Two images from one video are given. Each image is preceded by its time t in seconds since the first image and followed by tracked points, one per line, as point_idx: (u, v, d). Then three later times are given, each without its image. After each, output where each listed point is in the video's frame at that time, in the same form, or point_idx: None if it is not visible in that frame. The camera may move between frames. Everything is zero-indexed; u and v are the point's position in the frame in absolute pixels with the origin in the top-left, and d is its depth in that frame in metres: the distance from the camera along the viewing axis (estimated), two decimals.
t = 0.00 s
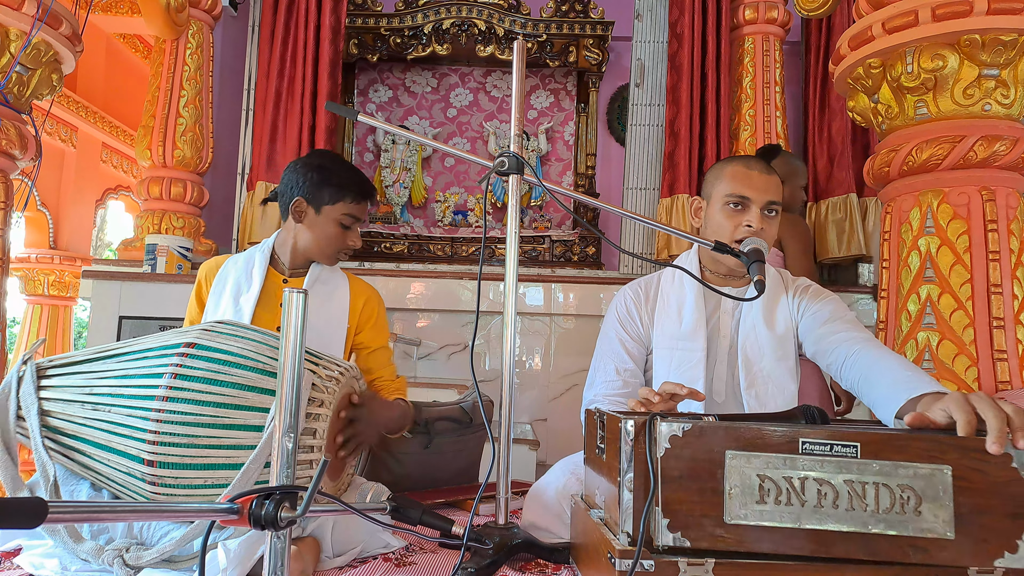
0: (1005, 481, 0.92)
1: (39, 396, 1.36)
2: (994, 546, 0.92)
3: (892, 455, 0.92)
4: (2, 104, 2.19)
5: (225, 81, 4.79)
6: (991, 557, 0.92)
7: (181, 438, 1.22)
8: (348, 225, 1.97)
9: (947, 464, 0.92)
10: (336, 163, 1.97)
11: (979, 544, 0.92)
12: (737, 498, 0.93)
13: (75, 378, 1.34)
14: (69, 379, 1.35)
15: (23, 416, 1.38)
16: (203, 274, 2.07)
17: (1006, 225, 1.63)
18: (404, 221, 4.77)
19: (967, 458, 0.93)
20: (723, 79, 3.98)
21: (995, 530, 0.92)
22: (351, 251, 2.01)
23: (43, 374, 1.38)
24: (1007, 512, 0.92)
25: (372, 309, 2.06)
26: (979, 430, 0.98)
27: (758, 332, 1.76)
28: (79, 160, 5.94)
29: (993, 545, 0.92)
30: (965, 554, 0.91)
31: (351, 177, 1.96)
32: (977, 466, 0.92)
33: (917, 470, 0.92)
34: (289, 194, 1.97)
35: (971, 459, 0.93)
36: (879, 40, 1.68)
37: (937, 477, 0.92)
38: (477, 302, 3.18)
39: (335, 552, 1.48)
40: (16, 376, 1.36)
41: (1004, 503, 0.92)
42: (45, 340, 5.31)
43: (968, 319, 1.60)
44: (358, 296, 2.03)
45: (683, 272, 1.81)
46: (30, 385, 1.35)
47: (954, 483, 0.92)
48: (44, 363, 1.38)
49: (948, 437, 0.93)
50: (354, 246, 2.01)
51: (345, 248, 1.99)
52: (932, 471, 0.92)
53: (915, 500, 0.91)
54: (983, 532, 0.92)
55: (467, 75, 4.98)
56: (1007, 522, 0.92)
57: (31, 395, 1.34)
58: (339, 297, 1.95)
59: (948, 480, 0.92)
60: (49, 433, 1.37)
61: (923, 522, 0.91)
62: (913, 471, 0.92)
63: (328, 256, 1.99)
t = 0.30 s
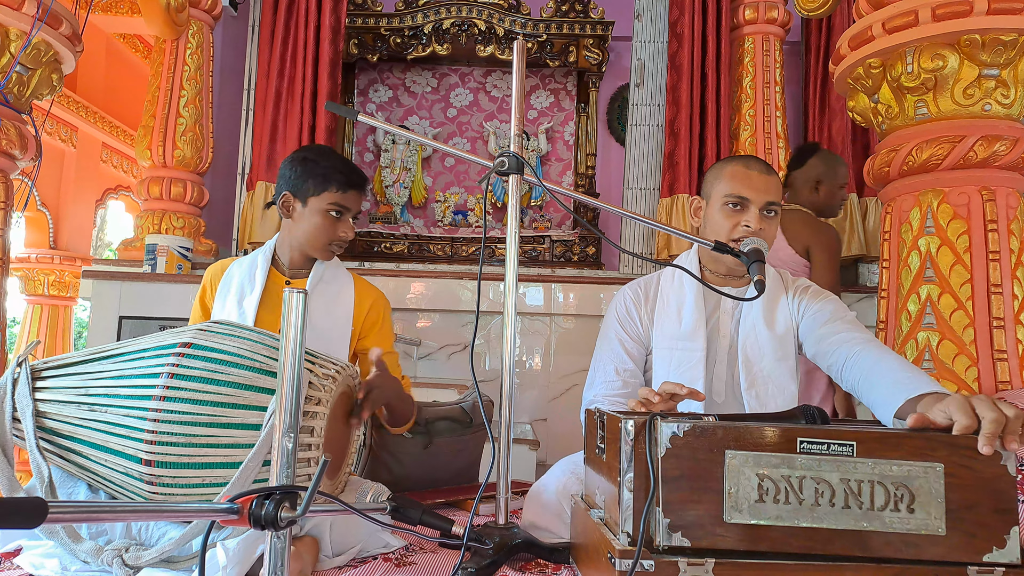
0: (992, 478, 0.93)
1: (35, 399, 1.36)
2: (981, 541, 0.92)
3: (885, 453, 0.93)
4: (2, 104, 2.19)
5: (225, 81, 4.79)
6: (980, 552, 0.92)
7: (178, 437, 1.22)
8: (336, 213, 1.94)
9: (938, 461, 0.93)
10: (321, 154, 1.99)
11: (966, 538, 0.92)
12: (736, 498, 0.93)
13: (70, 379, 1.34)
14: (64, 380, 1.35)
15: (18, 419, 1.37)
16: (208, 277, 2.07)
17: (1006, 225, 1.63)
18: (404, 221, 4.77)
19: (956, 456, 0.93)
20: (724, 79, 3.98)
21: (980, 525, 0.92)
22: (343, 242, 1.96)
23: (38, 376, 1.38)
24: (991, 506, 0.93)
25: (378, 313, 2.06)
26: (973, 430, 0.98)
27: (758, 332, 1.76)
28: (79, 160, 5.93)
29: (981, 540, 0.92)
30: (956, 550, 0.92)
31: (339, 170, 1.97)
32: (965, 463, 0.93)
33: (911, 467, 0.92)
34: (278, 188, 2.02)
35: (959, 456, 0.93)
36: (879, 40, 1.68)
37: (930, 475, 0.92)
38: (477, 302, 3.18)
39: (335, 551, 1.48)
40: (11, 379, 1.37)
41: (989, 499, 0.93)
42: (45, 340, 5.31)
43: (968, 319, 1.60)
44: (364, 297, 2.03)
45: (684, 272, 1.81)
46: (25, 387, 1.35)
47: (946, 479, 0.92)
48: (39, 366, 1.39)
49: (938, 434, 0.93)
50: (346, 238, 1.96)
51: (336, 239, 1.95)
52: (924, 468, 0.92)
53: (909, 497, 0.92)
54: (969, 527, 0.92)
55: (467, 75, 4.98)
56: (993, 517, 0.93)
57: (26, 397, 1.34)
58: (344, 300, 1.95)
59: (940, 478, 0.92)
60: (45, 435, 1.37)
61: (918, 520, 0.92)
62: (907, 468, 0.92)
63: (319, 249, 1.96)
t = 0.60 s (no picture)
0: (1018, 487, 0.90)
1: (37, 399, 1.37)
2: (1010, 556, 0.89)
3: (900, 459, 0.91)
4: (3, 104, 2.19)
5: (225, 81, 4.79)
6: (1007, 567, 0.89)
7: (177, 442, 1.23)
8: (301, 202, 1.89)
9: (959, 469, 0.90)
10: (280, 146, 1.94)
11: (991, 553, 0.89)
12: (735, 501, 0.93)
13: (72, 381, 1.34)
14: (66, 382, 1.35)
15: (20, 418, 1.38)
16: (198, 283, 2.08)
17: (1006, 225, 1.63)
18: (404, 221, 4.77)
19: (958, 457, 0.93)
20: (724, 80, 3.98)
21: (1010, 538, 0.89)
22: (313, 231, 1.92)
23: (41, 376, 1.38)
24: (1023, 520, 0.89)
25: (368, 311, 2.05)
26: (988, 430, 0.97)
27: (759, 332, 1.76)
28: (79, 160, 5.93)
29: (1009, 554, 0.89)
30: (982, 564, 0.89)
31: (300, 156, 1.92)
32: (988, 470, 0.90)
33: (928, 475, 0.90)
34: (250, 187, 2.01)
35: (982, 463, 0.90)
36: (879, 39, 1.68)
37: (950, 483, 0.90)
38: (477, 302, 3.18)
39: (335, 552, 1.48)
40: (15, 378, 1.37)
41: (1017, 511, 0.90)
42: (45, 340, 5.31)
43: (968, 319, 1.60)
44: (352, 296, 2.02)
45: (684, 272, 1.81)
46: (28, 388, 1.35)
47: (968, 489, 0.90)
48: (42, 366, 1.38)
49: (958, 440, 0.91)
50: (316, 225, 1.91)
51: (306, 228, 1.91)
52: (944, 475, 0.90)
53: (924, 507, 0.90)
54: (996, 541, 0.89)
55: (467, 75, 4.98)
56: None
57: (28, 398, 1.35)
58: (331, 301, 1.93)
59: (962, 486, 0.89)
60: (47, 436, 1.38)
61: (933, 529, 0.90)
62: (923, 475, 0.90)
63: (288, 240, 1.92)
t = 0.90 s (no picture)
0: (1004, 481, 0.92)
1: (32, 403, 1.36)
2: (992, 546, 0.92)
3: (896, 457, 0.92)
4: (2, 104, 2.19)
5: (225, 81, 4.79)
6: (991, 557, 0.91)
7: (176, 443, 1.23)
8: (248, 198, 1.89)
9: (945, 464, 0.92)
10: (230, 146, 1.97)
11: (977, 544, 0.91)
12: (735, 499, 0.93)
13: (68, 384, 1.34)
14: (62, 385, 1.35)
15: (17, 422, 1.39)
16: (189, 291, 2.09)
17: (1006, 225, 1.63)
18: (404, 221, 4.77)
19: (959, 457, 0.93)
20: (724, 80, 3.98)
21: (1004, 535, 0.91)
22: (265, 223, 1.89)
23: (36, 380, 1.37)
24: (1006, 513, 0.92)
25: (358, 309, 2.02)
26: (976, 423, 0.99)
27: (759, 331, 1.76)
28: (79, 161, 5.93)
29: (992, 545, 0.92)
30: (968, 554, 0.91)
31: (242, 152, 1.92)
32: (975, 466, 0.92)
33: (917, 470, 0.92)
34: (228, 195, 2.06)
35: (970, 459, 0.92)
36: (879, 39, 1.68)
37: (937, 478, 0.92)
38: (477, 302, 3.18)
39: (335, 552, 1.48)
40: (10, 382, 1.37)
41: (1002, 504, 0.92)
42: (45, 340, 5.30)
43: (968, 319, 1.61)
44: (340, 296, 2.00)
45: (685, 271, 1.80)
46: (24, 392, 1.35)
47: (954, 483, 0.92)
48: (37, 369, 1.38)
49: (947, 437, 0.93)
50: (266, 218, 1.89)
51: (257, 223, 1.90)
52: (932, 470, 0.92)
53: (915, 500, 0.91)
54: (982, 531, 0.92)
55: (467, 75, 4.98)
56: (1006, 522, 0.92)
57: (25, 402, 1.35)
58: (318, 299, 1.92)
59: (948, 481, 0.92)
60: (44, 439, 1.37)
61: (924, 522, 0.91)
62: (913, 471, 0.92)
63: (248, 239, 1.93)
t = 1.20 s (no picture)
0: (990, 476, 0.92)
1: (31, 405, 1.36)
2: (980, 540, 0.92)
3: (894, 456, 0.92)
4: (2, 104, 2.19)
5: (225, 81, 4.79)
6: (980, 552, 0.92)
7: (173, 446, 1.23)
8: (223, 194, 1.89)
9: (936, 461, 0.93)
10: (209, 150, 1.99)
11: (962, 538, 0.92)
12: (736, 497, 0.93)
13: (66, 386, 1.34)
14: (60, 387, 1.35)
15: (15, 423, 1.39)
16: (180, 297, 2.10)
17: (1006, 225, 1.63)
18: (404, 221, 4.77)
19: (958, 456, 0.93)
20: (724, 80, 3.98)
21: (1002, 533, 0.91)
22: (240, 218, 1.88)
23: (34, 381, 1.38)
24: (989, 506, 0.93)
25: (348, 301, 2.03)
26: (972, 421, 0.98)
27: (762, 331, 1.76)
28: (79, 161, 5.93)
29: (983, 540, 0.92)
30: (954, 549, 0.92)
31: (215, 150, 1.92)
32: (964, 462, 0.93)
33: (911, 467, 0.92)
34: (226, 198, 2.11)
35: (959, 455, 0.93)
36: (879, 39, 1.68)
37: (930, 475, 0.92)
38: (476, 302, 3.18)
39: (335, 552, 1.48)
40: (10, 383, 1.38)
41: (988, 500, 0.92)
42: (44, 341, 5.29)
43: (968, 319, 1.61)
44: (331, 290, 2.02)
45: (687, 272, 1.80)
46: (23, 394, 1.36)
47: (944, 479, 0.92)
48: (35, 370, 1.38)
49: (937, 434, 0.93)
50: (240, 212, 1.88)
51: (232, 217, 1.89)
52: (925, 467, 0.92)
53: (909, 497, 0.92)
54: (966, 526, 0.92)
55: (467, 75, 4.98)
56: (990, 516, 0.93)
57: (23, 404, 1.35)
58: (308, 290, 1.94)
59: (938, 477, 0.92)
60: (41, 440, 1.37)
61: (918, 519, 0.92)
62: (902, 465, 0.92)
63: (228, 236, 1.92)
